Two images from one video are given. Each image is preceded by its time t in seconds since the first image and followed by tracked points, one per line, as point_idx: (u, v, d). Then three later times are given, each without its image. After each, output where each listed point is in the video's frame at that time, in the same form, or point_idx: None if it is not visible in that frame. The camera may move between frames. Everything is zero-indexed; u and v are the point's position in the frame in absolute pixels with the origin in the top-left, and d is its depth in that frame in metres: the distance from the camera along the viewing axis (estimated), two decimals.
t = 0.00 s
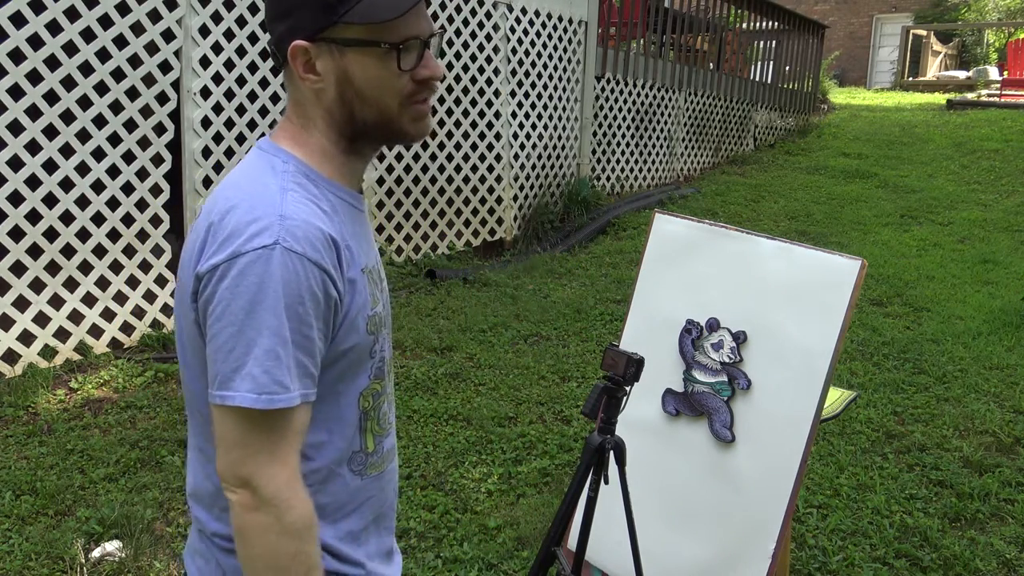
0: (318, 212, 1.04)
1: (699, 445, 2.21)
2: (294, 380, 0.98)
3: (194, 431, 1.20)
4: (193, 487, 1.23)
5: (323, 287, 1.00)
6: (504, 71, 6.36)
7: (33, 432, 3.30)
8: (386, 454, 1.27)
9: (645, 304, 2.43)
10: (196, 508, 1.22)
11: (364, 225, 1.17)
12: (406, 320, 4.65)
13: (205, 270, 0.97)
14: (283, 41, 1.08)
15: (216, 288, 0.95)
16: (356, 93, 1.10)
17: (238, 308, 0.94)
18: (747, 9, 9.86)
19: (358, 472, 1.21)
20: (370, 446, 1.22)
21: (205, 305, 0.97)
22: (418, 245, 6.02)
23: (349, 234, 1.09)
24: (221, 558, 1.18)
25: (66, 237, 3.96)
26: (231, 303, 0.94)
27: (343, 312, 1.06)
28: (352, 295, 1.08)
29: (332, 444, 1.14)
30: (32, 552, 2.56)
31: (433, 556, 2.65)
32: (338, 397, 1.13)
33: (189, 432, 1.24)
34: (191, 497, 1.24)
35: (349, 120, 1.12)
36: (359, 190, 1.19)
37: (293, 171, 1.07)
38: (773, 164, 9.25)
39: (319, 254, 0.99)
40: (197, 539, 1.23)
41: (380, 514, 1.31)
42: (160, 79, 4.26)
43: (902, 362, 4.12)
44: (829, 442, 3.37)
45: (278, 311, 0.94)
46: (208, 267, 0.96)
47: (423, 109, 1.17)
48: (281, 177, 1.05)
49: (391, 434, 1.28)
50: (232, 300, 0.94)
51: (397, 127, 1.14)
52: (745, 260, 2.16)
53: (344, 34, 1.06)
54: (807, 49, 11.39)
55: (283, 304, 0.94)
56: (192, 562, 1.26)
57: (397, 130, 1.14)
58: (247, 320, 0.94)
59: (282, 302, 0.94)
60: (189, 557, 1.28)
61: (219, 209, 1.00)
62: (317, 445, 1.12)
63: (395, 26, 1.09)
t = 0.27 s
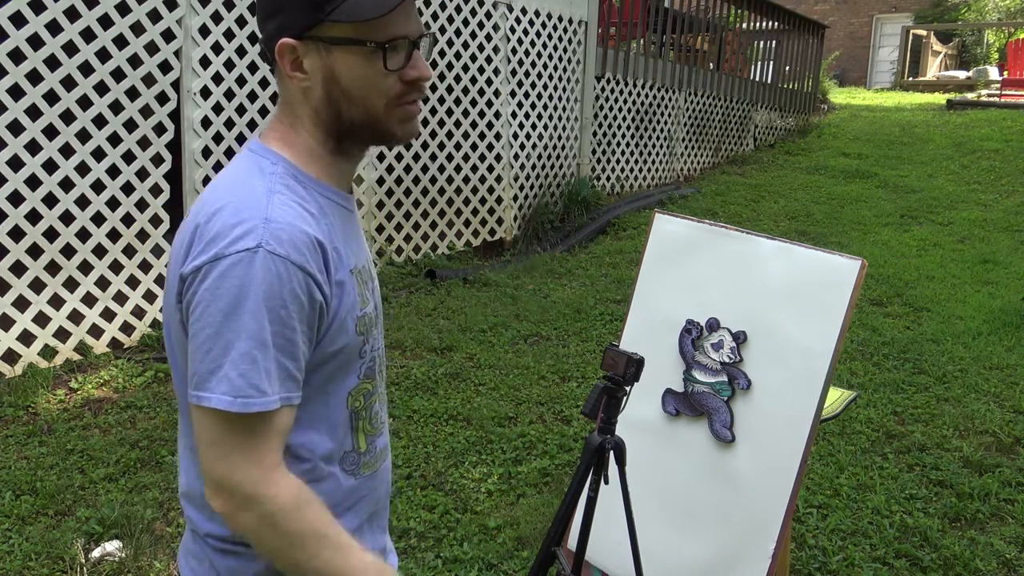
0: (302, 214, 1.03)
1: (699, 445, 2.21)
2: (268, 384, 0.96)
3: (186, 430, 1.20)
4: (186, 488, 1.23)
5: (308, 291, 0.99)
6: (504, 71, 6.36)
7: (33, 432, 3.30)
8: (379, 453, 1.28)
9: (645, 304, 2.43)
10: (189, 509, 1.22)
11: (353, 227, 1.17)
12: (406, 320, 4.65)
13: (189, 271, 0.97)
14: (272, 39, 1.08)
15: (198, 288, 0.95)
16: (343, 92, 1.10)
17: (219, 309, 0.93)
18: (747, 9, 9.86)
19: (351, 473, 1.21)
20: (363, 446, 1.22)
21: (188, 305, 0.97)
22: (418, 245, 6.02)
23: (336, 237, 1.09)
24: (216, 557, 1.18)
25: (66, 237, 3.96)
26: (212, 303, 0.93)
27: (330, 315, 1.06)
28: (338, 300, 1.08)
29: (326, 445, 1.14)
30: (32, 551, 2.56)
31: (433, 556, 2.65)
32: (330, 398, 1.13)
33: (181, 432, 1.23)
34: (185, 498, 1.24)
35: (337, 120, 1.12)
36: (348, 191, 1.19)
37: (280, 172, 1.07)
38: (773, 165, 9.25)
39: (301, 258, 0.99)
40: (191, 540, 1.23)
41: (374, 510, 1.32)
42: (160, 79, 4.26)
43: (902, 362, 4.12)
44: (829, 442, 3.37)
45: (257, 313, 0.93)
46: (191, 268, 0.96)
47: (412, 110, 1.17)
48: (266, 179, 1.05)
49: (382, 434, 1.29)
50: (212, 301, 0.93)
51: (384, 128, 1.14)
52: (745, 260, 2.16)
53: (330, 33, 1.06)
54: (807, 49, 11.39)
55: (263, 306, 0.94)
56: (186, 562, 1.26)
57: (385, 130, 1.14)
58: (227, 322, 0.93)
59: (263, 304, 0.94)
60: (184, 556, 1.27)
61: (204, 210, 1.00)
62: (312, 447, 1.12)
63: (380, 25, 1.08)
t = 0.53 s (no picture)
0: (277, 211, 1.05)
1: (700, 445, 2.21)
2: (276, 376, 0.96)
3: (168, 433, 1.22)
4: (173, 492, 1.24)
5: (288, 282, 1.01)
6: (504, 71, 6.36)
7: (33, 432, 3.30)
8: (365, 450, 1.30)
9: (645, 304, 2.43)
10: (177, 510, 1.24)
11: (332, 225, 1.19)
12: (406, 320, 4.65)
13: (173, 280, 0.97)
14: (249, 36, 1.09)
15: (185, 294, 0.96)
16: (318, 91, 1.09)
17: (207, 311, 0.94)
18: (748, 9, 9.86)
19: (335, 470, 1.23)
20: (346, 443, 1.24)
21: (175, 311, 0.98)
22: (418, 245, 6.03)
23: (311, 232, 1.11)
24: (204, 557, 1.21)
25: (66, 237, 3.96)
26: (199, 307, 0.94)
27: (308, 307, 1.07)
28: (316, 287, 1.10)
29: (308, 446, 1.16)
30: (32, 551, 2.57)
31: (433, 556, 2.65)
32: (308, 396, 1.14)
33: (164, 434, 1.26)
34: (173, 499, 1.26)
35: (313, 120, 1.12)
36: (325, 190, 1.20)
37: (252, 171, 1.08)
38: (773, 165, 9.25)
39: (277, 247, 1.00)
40: (180, 540, 1.25)
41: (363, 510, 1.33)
42: (160, 79, 4.27)
43: (902, 362, 4.12)
44: (829, 442, 3.37)
45: (246, 308, 0.94)
46: (174, 276, 0.97)
47: (389, 112, 1.16)
48: (241, 179, 1.07)
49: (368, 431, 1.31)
50: (200, 305, 0.94)
51: (359, 129, 1.13)
52: (745, 260, 2.16)
53: (306, 31, 1.06)
54: (807, 49, 11.39)
55: (250, 300, 0.95)
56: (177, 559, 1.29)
57: (360, 131, 1.14)
58: (216, 321, 0.94)
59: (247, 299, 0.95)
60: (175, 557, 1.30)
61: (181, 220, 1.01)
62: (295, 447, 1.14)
63: (358, 22, 1.08)
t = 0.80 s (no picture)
0: (260, 211, 1.07)
1: (700, 445, 2.21)
2: (271, 372, 0.98)
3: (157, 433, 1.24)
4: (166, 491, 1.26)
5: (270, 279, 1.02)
6: (504, 71, 6.36)
7: (33, 432, 3.30)
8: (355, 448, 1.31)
9: (645, 304, 2.42)
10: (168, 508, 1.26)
11: (319, 224, 1.21)
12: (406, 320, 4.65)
13: (160, 285, 0.99)
14: (240, 35, 1.09)
15: (172, 298, 0.97)
16: (307, 92, 1.10)
17: (194, 314, 0.96)
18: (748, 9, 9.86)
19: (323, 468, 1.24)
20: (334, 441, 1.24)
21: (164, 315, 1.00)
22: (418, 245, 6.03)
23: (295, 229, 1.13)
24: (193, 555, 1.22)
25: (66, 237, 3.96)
26: (187, 313, 0.96)
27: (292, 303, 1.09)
28: (296, 280, 1.12)
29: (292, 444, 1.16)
30: (32, 551, 2.57)
31: (433, 556, 2.65)
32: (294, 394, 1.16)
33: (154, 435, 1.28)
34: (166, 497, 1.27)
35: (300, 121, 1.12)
36: (314, 191, 1.21)
37: (234, 173, 1.09)
38: (773, 165, 9.25)
39: (257, 245, 1.02)
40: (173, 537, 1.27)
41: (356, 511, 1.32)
42: (160, 78, 4.26)
43: (902, 362, 4.11)
44: (830, 442, 3.37)
45: (230, 309, 0.96)
46: (161, 281, 0.99)
47: (379, 115, 1.17)
48: (222, 180, 1.08)
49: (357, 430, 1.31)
50: (185, 308, 0.96)
51: (347, 130, 1.14)
52: (745, 260, 2.16)
53: (297, 31, 1.06)
54: (807, 49, 11.39)
55: (236, 301, 0.97)
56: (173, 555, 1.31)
57: (348, 133, 1.14)
58: (204, 325, 0.96)
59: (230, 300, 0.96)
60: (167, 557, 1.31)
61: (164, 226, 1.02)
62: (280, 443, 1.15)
63: (349, 23, 1.08)
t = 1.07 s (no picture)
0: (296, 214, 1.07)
1: (700, 445, 2.21)
2: (304, 378, 1.01)
3: (158, 433, 1.23)
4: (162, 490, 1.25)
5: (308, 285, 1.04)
6: (504, 71, 6.36)
7: (33, 432, 3.30)
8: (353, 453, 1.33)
9: (645, 305, 2.42)
10: (162, 509, 1.25)
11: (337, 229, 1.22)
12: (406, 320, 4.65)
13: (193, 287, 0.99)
14: (312, 32, 1.08)
15: (210, 303, 0.98)
16: (369, 104, 1.14)
17: (236, 318, 0.97)
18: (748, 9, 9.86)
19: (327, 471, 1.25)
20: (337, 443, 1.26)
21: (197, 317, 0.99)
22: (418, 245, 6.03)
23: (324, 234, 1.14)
24: (187, 551, 1.21)
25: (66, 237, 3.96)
26: (228, 315, 0.97)
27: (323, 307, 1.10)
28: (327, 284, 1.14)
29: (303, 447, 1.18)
30: (32, 552, 2.57)
31: (433, 556, 2.65)
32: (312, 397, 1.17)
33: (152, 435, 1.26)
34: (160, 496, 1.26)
35: (347, 130, 1.15)
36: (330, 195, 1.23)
37: (266, 174, 1.09)
38: (773, 165, 9.25)
39: (300, 252, 1.02)
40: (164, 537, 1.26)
41: (352, 514, 1.33)
42: (160, 78, 4.26)
43: (902, 362, 4.11)
44: (830, 442, 3.37)
45: (273, 315, 0.98)
46: (197, 283, 0.98)
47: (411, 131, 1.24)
48: (256, 179, 1.08)
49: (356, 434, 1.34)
50: (225, 311, 0.97)
51: (390, 144, 1.20)
52: (745, 260, 2.16)
53: (377, 46, 1.10)
54: (807, 49, 11.39)
55: (279, 310, 0.98)
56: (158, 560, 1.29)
57: (387, 147, 1.20)
58: (249, 330, 0.97)
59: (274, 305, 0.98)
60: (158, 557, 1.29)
61: (195, 227, 1.01)
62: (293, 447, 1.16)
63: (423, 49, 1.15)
